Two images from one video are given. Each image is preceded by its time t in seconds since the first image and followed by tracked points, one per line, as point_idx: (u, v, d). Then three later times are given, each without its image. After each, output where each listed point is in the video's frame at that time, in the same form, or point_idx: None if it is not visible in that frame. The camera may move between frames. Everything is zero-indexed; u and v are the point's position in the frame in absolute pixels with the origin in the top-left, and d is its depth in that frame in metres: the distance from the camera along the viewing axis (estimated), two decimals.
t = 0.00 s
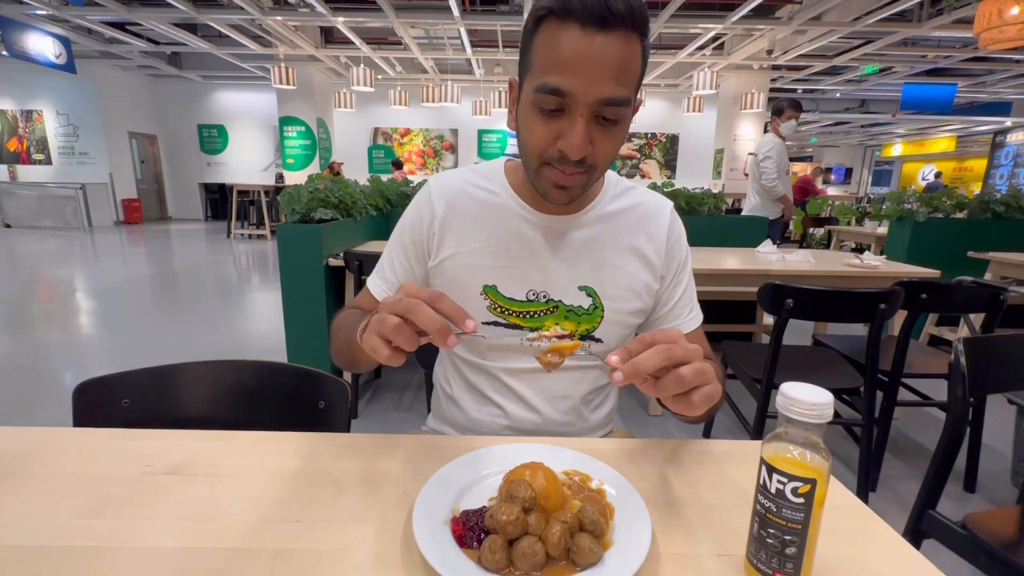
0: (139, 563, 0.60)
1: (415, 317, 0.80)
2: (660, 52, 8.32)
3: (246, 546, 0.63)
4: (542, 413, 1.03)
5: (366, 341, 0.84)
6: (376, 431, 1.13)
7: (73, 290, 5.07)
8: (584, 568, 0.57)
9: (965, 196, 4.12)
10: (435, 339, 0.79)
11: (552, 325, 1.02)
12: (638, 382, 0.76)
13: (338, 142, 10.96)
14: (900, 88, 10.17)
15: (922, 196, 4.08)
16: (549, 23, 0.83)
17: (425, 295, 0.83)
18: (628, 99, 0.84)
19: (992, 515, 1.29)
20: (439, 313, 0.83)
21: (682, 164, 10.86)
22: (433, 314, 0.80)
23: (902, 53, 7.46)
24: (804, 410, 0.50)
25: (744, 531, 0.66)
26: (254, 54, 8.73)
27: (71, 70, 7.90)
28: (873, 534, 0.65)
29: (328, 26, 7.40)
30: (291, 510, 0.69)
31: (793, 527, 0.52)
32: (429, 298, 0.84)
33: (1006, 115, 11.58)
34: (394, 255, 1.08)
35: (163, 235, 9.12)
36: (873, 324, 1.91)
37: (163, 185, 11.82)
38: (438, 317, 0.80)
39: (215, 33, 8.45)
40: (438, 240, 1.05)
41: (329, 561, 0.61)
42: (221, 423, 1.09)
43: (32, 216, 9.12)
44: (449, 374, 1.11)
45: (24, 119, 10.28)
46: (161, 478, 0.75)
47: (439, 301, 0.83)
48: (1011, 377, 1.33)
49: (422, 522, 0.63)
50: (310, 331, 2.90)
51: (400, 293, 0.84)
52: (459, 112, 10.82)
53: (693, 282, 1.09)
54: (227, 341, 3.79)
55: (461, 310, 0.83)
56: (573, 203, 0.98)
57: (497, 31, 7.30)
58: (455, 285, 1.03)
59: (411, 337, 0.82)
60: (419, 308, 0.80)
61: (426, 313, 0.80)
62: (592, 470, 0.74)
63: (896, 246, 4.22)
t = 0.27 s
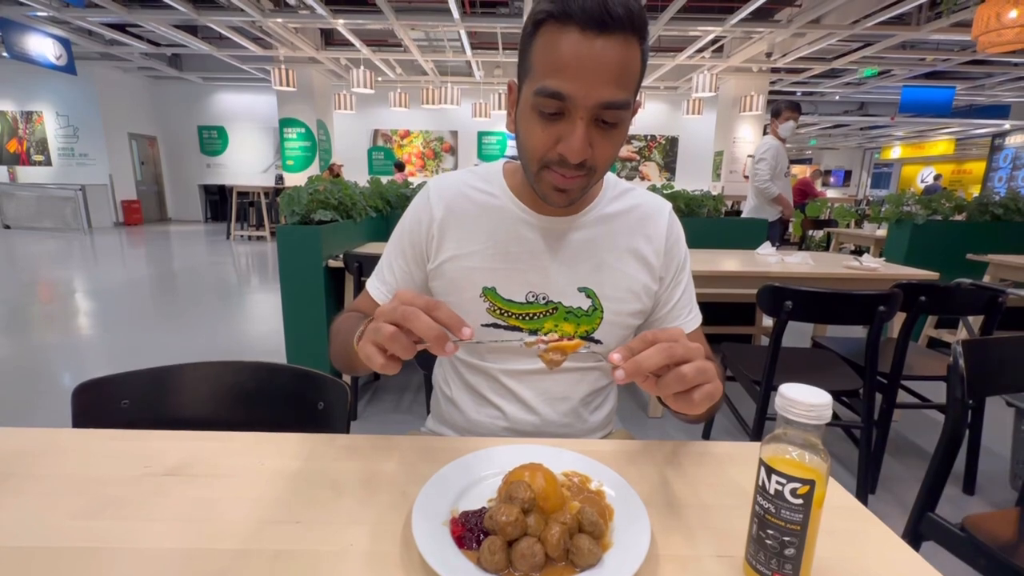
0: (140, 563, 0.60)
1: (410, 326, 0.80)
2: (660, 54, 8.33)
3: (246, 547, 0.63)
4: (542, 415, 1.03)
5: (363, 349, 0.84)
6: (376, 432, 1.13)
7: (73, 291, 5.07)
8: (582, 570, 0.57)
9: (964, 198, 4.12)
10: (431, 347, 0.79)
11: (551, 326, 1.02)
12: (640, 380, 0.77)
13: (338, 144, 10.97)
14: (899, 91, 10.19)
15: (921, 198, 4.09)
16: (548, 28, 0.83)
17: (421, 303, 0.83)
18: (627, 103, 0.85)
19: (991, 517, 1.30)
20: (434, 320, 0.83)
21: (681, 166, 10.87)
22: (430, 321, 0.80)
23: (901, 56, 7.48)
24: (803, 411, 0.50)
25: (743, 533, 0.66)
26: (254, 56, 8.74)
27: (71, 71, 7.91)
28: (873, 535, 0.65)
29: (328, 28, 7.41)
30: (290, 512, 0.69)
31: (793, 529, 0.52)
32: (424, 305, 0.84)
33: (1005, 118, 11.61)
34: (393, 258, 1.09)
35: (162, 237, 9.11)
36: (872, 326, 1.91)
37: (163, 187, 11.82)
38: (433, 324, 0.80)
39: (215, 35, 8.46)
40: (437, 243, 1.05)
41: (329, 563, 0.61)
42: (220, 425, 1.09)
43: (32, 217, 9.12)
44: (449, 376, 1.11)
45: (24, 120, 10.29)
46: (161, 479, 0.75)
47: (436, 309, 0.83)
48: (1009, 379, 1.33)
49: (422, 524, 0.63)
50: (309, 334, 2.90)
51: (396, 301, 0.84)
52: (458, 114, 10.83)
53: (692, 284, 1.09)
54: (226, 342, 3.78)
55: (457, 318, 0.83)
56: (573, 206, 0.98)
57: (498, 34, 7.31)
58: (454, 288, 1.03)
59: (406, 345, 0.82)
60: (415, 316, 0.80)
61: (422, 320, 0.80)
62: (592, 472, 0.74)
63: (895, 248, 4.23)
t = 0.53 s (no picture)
0: (138, 566, 0.60)
1: (397, 330, 0.80)
2: (659, 57, 8.35)
3: (243, 551, 0.63)
4: (541, 418, 1.02)
5: (352, 353, 0.85)
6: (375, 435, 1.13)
7: (72, 293, 5.06)
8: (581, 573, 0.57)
9: (962, 201, 4.13)
10: (417, 351, 0.80)
11: (550, 330, 1.02)
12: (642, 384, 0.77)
13: (338, 146, 10.98)
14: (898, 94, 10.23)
15: (920, 201, 4.10)
16: (544, 32, 0.83)
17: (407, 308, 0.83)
18: (625, 106, 0.85)
19: (991, 520, 1.29)
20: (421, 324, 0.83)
21: (681, 168, 10.88)
22: (417, 326, 0.80)
23: (900, 59, 7.49)
24: (802, 415, 0.50)
25: (742, 536, 0.66)
26: (254, 58, 8.76)
27: (71, 73, 7.91)
28: (872, 538, 0.65)
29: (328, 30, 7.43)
30: (289, 515, 0.69)
31: (792, 532, 0.52)
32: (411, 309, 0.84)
33: (1003, 121, 11.64)
34: (392, 262, 1.09)
35: (162, 239, 9.12)
36: (872, 329, 1.90)
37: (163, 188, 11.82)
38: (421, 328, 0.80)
39: (215, 37, 8.47)
40: (435, 246, 1.05)
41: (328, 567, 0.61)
42: (219, 427, 1.09)
43: (31, 219, 9.11)
44: (448, 379, 1.11)
45: (24, 121, 10.29)
46: (159, 482, 0.74)
47: (422, 314, 0.83)
48: (1009, 382, 1.33)
49: (421, 527, 0.62)
50: (309, 336, 2.90)
51: (384, 305, 0.84)
52: (458, 116, 10.85)
53: (691, 286, 1.09)
54: (225, 345, 3.78)
55: (444, 324, 0.83)
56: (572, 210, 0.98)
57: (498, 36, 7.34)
58: (452, 291, 1.03)
59: (395, 350, 0.82)
60: (403, 320, 0.81)
61: (410, 324, 0.80)
62: (591, 475, 0.74)
63: (894, 250, 4.24)
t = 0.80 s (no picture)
0: (135, 571, 0.60)
1: (400, 332, 0.80)
2: (658, 61, 8.37)
3: (241, 554, 0.63)
4: (541, 421, 1.02)
5: (355, 358, 0.85)
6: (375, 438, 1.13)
7: (71, 296, 5.05)
8: None
9: (961, 204, 4.14)
10: (422, 352, 0.80)
11: (550, 332, 1.02)
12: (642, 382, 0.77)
13: (337, 149, 11.00)
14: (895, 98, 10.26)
15: (919, 204, 4.11)
16: (538, 37, 0.83)
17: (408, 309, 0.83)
18: (620, 107, 0.85)
19: (991, 523, 1.29)
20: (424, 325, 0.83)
21: (680, 172, 10.91)
22: (420, 327, 0.80)
23: (898, 63, 7.52)
24: (802, 417, 0.50)
25: (743, 539, 0.65)
26: (255, 62, 8.77)
27: (71, 76, 7.92)
28: (873, 541, 0.65)
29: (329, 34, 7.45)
30: (288, 519, 0.69)
31: (793, 536, 0.52)
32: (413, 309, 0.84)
33: (1001, 125, 11.69)
34: (392, 266, 1.09)
35: (162, 241, 9.11)
36: (871, 332, 1.91)
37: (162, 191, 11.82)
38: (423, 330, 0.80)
39: (216, 40, 8.49)
40: (435, 250, 1.05)
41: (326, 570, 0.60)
42: (218, 430, 1.09)
43: (31, 221, 9.11)
44: (448, 382, 1.11)
45: (24, 124, 10.30)
46: (157, 485, 0.74)
47: (424, 314, 0.83)
48: (1008, 386, 1.33)
49: (421, 531, 0.62)
50: (308, 338, 2.89)
51: (385, 308, 0.84)
52: (458, 119, 10.88)
53: (690, 288, 1.09)
54: (224, 347, 3.77)
55: (447, 323, 0.83)
56: (569, 212, 0.98)
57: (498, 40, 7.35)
58: (452, 294, 1.03)
59: (399, 352, 0.83)
60: (406, 322, 0.81)
61: (412, 327, 0.80)
62: (591, 478, 0.74)
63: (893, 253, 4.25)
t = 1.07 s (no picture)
0: None
1: (386, 344, 0.81)
2: (657, 65, 8.40)
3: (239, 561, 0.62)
4: (540, 425, 1.02)
5: (346, 372, 0.85)
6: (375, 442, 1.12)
7: (70, 299, 5.05)
8: None
9: (960, 209, 4.15)
10: (409, 362, 0.80)
11: (548, 337, 1.02)
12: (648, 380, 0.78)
13: (337, 153, 11.02)
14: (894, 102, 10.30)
15: (918, 208, 4.12)
16: (533, 38, 0.84)
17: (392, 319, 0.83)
18: (617, 107, 0.85)
19: (993, 528, 1.29)
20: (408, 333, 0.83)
21: (679, 176, 10.93)
22: (405, 338, 0.80)
23: (895, 68, 7.55)
24: (803, 423, 0.50)
25: (744, 545, 0.65)
26: (255, 66, 8.80)
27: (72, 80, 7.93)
28: (874, 547, 0.64)
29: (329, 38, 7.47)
30: (287, 525, 0.68)
31: (792, 541, 0.52)
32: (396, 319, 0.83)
33: (999, 129, 11.72)
34: (391, 273, 1.09)
35: (162, 245, 9.12)
36: (870, 335, 1.91)
37: (162, 195, 11.83)
38: (409, 340, 0.80)
39: (217, 45, 8.52)
40: (433, 257, 1.05)
41: None
42: (217, 435, 1.09)
43: (30, 225, 9.11)
44: (447, 386, 1.11)
45: (25, 128, 10.31)
46: (157, 490, 0.74)
47: (407, 323, 0.83)
48: (1008, 390, 1.33)
49: (421, 536, 0.62)
50: (307, 342, 2.89)
51: (370, 320, 0.84)
52: (458, 124, 10.90)
53: (688, 290, 1.09)
54: (224, 351, 3.77)
55: (431, 329, 0.83)
56: (569, 215, 0.98)
57: (497, 45, 7.38)
58: (451, 299, 1.03)
59: (387, 363, 0.83)
60: (391, 335, 0.80)
61: (398, 339, 0.80)
62: (591, 483, 0.73)
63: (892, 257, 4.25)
